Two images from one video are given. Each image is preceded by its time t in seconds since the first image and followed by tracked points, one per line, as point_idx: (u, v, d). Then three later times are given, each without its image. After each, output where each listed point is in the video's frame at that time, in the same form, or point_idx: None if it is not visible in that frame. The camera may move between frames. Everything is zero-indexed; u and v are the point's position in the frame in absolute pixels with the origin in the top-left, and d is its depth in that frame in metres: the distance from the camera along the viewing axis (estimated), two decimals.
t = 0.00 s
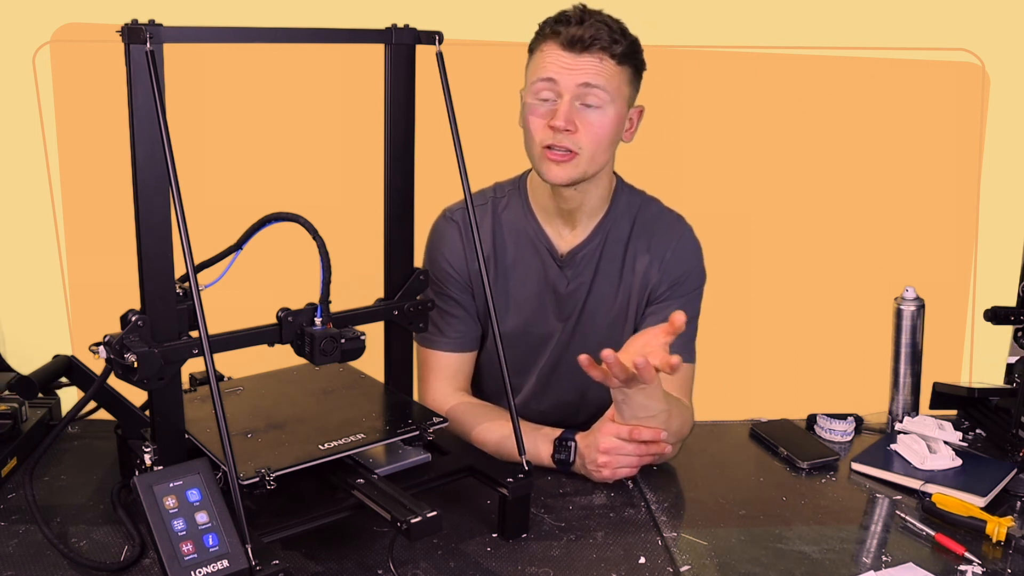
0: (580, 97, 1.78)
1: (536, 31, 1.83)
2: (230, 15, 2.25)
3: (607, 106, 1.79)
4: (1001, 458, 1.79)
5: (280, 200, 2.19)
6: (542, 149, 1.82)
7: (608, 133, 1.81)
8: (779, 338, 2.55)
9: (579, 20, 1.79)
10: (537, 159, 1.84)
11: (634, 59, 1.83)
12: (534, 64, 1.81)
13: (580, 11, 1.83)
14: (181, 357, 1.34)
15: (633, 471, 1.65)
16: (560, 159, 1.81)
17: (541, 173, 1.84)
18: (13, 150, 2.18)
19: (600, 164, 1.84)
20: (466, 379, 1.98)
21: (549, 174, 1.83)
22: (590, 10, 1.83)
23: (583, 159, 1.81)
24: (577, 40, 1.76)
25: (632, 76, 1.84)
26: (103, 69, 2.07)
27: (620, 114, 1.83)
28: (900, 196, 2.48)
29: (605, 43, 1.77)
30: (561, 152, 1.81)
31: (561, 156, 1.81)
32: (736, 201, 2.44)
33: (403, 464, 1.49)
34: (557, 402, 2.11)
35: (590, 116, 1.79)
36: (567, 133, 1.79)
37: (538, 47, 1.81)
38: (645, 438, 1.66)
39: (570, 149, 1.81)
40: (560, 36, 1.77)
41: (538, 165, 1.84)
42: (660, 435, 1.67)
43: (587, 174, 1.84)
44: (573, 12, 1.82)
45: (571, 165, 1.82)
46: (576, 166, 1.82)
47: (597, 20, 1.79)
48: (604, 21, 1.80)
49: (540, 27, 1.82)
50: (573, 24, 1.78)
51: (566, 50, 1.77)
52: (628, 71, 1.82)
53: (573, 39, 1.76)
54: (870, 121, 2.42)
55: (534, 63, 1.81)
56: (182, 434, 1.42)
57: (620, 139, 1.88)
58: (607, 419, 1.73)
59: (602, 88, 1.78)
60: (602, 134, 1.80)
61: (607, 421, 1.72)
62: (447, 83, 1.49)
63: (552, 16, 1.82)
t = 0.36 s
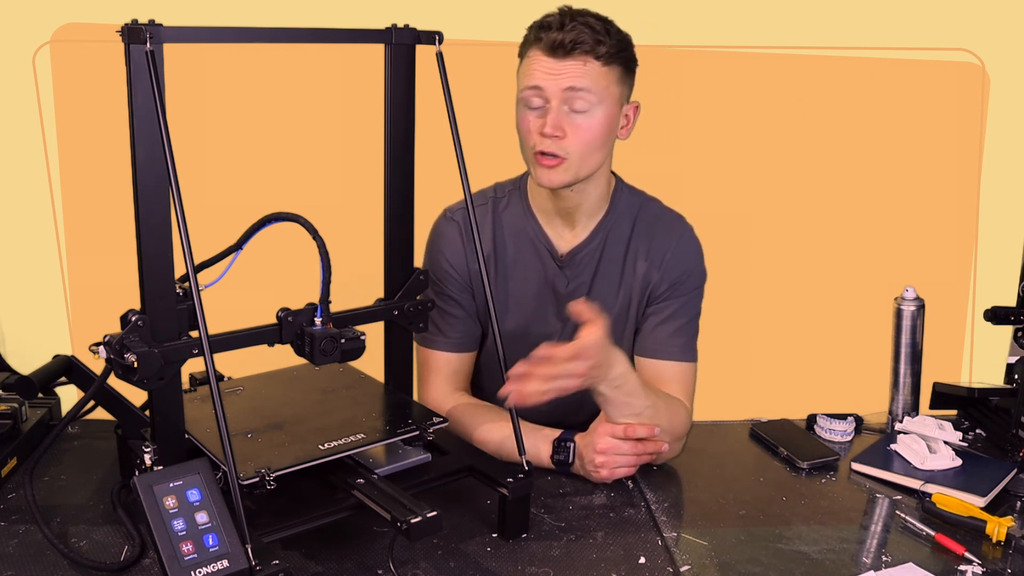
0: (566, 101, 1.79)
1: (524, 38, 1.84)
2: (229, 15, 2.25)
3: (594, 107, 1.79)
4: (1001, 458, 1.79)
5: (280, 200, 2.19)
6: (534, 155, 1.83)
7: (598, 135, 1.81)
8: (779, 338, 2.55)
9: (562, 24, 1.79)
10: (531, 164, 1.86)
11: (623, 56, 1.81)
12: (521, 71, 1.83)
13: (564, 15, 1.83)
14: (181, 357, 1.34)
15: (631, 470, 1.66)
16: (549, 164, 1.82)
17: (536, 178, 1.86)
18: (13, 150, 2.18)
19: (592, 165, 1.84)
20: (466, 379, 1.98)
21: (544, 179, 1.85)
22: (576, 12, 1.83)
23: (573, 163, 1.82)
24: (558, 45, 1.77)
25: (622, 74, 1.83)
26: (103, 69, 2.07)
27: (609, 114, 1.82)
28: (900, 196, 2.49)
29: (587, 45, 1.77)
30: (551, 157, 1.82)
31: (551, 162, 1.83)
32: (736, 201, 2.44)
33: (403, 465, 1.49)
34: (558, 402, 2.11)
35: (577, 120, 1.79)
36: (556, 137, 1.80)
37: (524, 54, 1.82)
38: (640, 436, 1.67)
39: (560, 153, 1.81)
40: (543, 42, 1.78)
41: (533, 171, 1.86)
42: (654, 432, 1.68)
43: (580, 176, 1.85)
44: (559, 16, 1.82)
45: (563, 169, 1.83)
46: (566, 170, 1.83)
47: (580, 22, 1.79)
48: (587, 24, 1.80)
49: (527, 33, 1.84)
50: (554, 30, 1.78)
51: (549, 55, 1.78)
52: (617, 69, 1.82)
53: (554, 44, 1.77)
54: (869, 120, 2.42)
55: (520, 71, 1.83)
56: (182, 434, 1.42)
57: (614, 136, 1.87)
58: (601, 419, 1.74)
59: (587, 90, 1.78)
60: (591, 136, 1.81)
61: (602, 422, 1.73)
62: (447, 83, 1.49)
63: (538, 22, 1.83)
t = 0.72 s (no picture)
0: (578, 91, 1.79)
1: (527, 31, 1.83)
2: (229, 15, 2.25)
3: (605, 97, 1.80)
4: (1001, 458, 1.79)
5: (280, 200, 2.19)
6: (546, 147, 1.82)
7: (608, 125, 1.82)
8: (779, 338, 2.55)
9: (571, 17, 1.79)
10: (539, 157, 1.85)
11: (627, 50, 1.83)
12: (527, 64, 1.82)
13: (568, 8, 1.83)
14: (181, 357, 1.34)
15: (631, 471, 1.66)
16: (562, 155, 1.82)
17: (545, 170, 1.85)
18: (13, 150, 2.18)
19: (602, 155, 1.84)
20: (466, 379, 1.98)
21: (554, 171, 1.84)
22: (579, 7, 1.84)
23: (586, 153, 1.82)
24: (571, 36, 1.77)
25: (627, 67, 1.85)
26: (103, 70, 2.07)
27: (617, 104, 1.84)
28: (900, 196, 2.49)
29: (599, 36, 1.77)
30: (564, 148, 1.82)
31: (563, 152, 1.82)
32: (736, 201, 2.44)
33: (403, 465, 1.49)
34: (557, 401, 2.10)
35: (589, 110, 1.80)
36: (569, 127, 1.80)
37: (531, 46, 1.81)
38: (641, 437, 1.67)
39: (572, 143, 1.82)
40: (554, 33, 1.77)
41: (541, 163, 1.85)
42: (654, 433, 1.68)
43: (590, 167, 1.85)
44: (564, 10, 1.82)
45: (575, 160, 1.83)
46: (579, 160, 1.83)
47: (588, 15, 1.80)
48: (594, 16, 1.80)
49: (531, 26, 1.82)
50: (564, 22, 1.78)
51: (561, 46, 1.78)
52: (623, 62, 1.83)
53: (567, 36, 1.77)
54: (869, 120, 2.42)
55: (527, 64, 1.81)
56: (183, 434, 1.42)
57: (618, 129, 1.88)
58: (602, 419, 1.73)
59: (600, 80, 1.79)
60: (603, 126, 1.81)
61: (601, 424, 1.72)
62: (447, 83, 1.49)
63: (543, 15, 1.82)
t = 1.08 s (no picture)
0: (584, 95, 1.79)
1: (535, 30, 1.83)
2: (229, 15, 2.25)
3: (612, 102, 1.80)
4: (1001, 458, 1.79)
5: (280, 200, 2.19)
6: (549, 149, 1.83)
7: (613, 130, 1.83)
8: (779, 338, 2.55)
9: (581, 19, 1.79)
10: (542, 158, 1.85)
11: (634, 56, 1.83)
12: (534, 64, 1.82)
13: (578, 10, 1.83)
14: (181, 357, 1.34)
15: (633, 471, 1.66)
16: (565, 157, 1.82)
17: (546, 172, 1.85)
18: (13, 150, 2.18)
19: (604, 160, 1.85)
20: (466, 379, 1.98)
21: (556, 173, 1.84)
22: (589, 9, 1.84)
23: (589, 157, 1.82)
24: (580, 40, 1.77)
25: (633, 73, 1.85)
26: (102, 69, 2.07)
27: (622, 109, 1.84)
28: (900, 196, 2.48)
29: (608, 41, 1.78)
30: (567, 150, 1.82)
31: (567, 154, 1.82)
32: (736, 201, 2.44)
33: (403, 465, 1.49)
34: (557, 401, 2.10)
35: (594, 114, 1.80)
36: (574, 131, 1.80)
37: (539, 46, 1.81)
38: (644, 437, 1.67)
39: (576, 146, 1.82)
40: (564, 35, 1.77)
41: (543, 164, 1.85)
42: (657, 433, 1.69)
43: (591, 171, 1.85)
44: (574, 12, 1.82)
45: (578, 163, 1.83)
46: (581, 164, 1.83)
47: (598, 19, 1.80)
48: (604, 20, 1.80)
49: (539, 25, 1.82)
50: (575, 24, 1.78)
51: (570, 49, 1.78)
52: (630, 68, 1.83)
53: (577, 39, 1.77)
54: (869, 120, 2.42)
55: (534, 64, 1.81)
56: (182, 434, 1.42)
57: (621, 134, 1.89)
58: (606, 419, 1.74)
59: (607, 85, 1.79)
60: (607, 131, 1.81)
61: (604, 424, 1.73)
62: (447, 83, 1.49)
63: (552, 15, 1.82)
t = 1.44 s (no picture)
0: (603, 121, 1.79)
1: (557, 41, 1.79)
2: (228, 15, 2.25)
3: (629, 129, 1.81)
4: (1001, 458, 1.79)
5: (280, 200, 2.19)
6: (562, 169, 1.84)
7: (627, 153, 1.84)
8: (779, 338, 2.55)
9: (609, 41, 1.75)
10: (553, 174, 1.87)
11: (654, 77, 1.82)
12: (555, 79, 1.80)
13: (605, 24, 1.79)
14: (181, 357, 1.33)
15: (643, 467, 1.67)
16: (578, 179, 1.84)
17: (556, 189, 1.88)
18: (13, 150, 2.18)
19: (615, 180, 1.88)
20: (466, 379, 1.98)
21: (566, 192, 1.87)
22: (615, 24, 1.79)
23: (601, 180, 1.85)
24: (607, 67, 1.74)
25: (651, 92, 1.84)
26: (102, 69, 2.07)
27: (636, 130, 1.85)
28: (900, 196, 2.48)
29: (634, 70, 1.76)
30: (580, 174, 1.84)
31: (580, 177, 1.84)
32: (736, 201, 2.44)
33: (403, 465, 1.49)
34: (557, 403, 2.09)
35: (612, 140, 1.81)
36: (590, 157, 1.81)
37: (561, 62, 1.78)
38: (655, 433, 1.69)
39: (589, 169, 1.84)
40: (591, 60, 1.75)
41: (554, 181, 1.87)
42: (669, 429, 1.70)
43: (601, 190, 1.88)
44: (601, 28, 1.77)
45: (590, 186, 1.86)
46: (593, 186, 1.85)
47: (625, 42, 1.76)
48: (631, 41, 1.77)
49: (563, 37, 1.78)
50: (603, 49, 1.74)
51: (595, 74, 1.76)
52: (649, 89, 1.82)
53: (604, 66, 1.74)
54: (870, 120, 2.42)
55: (555, 80, 1.79)
56: (182, 434, 1.42)
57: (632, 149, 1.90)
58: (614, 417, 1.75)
59: (627, 113, 1.78)
60: (622, 156, 1.83)
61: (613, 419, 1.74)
62: (447, 84, 1.49)
63: (578, 29, 1.77)
